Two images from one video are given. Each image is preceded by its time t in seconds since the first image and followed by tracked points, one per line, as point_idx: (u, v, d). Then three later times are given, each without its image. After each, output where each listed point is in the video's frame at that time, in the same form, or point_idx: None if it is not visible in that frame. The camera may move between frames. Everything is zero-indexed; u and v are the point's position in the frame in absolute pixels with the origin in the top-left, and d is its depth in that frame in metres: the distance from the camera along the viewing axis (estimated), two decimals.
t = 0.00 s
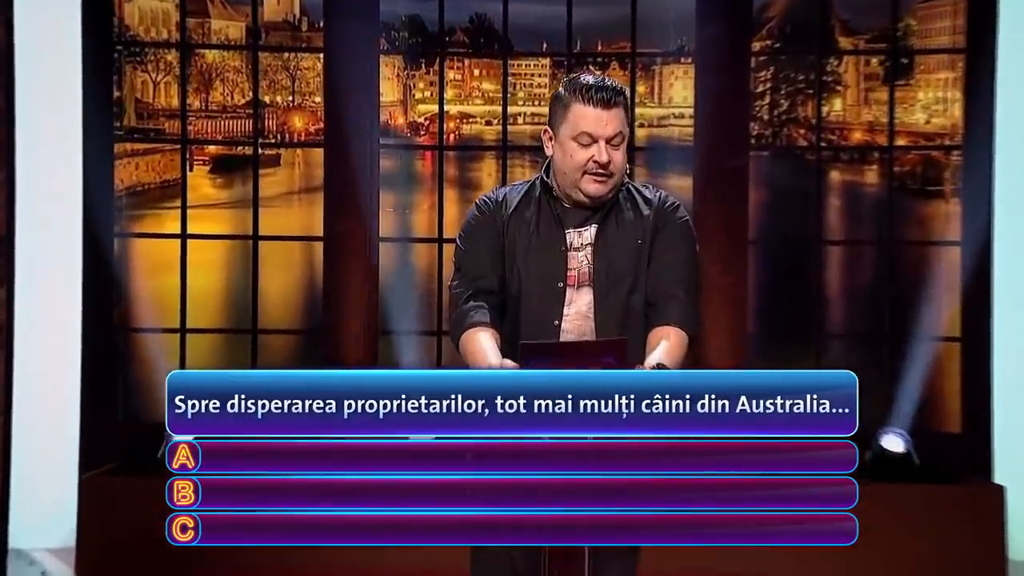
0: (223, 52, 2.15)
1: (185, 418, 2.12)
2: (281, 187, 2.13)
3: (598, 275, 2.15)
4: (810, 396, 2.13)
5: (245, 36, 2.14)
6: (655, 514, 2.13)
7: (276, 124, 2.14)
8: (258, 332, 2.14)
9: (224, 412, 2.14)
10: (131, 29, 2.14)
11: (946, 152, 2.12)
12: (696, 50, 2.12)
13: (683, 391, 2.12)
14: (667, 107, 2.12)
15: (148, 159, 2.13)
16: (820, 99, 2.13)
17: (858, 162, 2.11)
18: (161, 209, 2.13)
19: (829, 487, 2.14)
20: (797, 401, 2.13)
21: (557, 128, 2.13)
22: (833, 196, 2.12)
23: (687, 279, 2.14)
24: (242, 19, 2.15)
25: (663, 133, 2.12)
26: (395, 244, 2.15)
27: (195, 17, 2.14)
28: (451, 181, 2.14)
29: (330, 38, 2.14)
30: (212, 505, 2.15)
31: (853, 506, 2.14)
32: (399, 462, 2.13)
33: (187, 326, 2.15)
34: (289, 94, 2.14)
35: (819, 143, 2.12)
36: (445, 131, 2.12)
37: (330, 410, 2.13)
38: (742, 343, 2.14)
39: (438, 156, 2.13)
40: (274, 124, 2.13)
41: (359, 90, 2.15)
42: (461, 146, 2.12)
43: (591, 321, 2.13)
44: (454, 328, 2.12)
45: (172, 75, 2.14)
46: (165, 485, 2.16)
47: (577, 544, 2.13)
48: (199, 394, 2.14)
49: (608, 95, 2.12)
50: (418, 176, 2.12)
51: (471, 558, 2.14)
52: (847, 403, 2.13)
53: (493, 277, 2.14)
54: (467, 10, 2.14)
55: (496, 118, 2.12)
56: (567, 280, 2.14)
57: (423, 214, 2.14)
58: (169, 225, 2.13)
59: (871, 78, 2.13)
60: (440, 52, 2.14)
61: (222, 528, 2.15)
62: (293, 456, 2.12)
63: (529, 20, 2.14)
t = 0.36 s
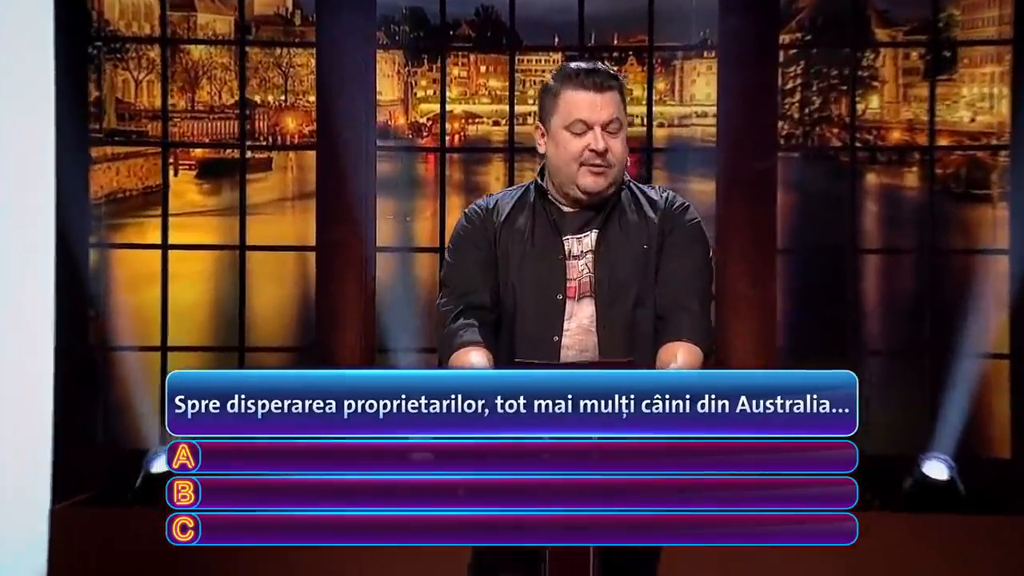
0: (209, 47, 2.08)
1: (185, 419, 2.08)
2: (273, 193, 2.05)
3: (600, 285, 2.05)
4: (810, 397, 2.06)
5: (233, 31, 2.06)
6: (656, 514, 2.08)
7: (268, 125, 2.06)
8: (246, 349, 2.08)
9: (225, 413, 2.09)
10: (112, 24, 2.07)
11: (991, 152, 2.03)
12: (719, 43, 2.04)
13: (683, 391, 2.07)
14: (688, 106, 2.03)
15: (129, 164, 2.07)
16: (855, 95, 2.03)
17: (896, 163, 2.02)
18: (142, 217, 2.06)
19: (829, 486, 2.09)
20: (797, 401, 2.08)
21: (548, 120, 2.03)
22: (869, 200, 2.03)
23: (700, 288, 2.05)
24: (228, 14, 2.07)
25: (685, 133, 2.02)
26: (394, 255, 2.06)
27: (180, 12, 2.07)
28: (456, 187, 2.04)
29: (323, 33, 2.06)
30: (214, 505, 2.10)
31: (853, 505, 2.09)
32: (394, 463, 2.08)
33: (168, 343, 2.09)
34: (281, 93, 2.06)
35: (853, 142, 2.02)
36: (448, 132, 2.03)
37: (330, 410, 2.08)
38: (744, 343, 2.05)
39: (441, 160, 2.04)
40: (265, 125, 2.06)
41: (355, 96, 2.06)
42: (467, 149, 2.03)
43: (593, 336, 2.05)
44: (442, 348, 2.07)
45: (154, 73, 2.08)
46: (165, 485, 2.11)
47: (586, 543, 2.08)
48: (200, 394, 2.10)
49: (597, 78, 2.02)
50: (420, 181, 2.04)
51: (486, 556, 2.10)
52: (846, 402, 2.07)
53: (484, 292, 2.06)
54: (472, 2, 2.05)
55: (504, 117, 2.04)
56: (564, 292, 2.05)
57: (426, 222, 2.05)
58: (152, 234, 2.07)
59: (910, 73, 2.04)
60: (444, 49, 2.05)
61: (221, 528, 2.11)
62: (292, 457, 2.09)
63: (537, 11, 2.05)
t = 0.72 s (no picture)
0: (177, 38, 1.89)
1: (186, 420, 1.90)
2: (245, 196, 1.87)
3: (580, 293, 1.86)
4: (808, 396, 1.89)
5: (200, 21, 1.88)
6: (653, 513, 1.90)
7: (238, 123, 1.87)
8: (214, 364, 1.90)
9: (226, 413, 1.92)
10: (69, 12, 1.89)
11: (1017, 152, 1.85)
12: (725, 35, 1.87)
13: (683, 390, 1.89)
14: (691, 102, 1.85)
15: (89, 165, 1.88)
16: (869, 91, 1.85)
17: (916, 163, 1.83)
18: (101, 222, 1.88)
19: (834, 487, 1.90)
20: (796, 401, 1.90)
21: (510, 121, 1.86)
22: (886, 204, 1.84)
23: (689, 290, 1.87)
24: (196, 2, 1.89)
25: (688, 131, 1.85)
26: (372, 262, 1.89)
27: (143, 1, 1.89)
28: (441, 189, 1.87)
29: (295, 22, 1.88)
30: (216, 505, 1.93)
31: (854, 506, 1.90)
32: (372, 462, 1.91)
33: (130, 359, 1.91)
34: (253, 88, 1.88)
35: (869, 142, 1.84)
36: (432, 131, 1.85)
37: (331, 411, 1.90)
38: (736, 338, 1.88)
39: (425, 160, 1.85)
40: (235, 122, 1.86)
41: (332, 93, 1.88)
42: (454, 148, 1.86)
43: (576, 349, 1.86)
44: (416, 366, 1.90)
45: (116, 67, 1.90)
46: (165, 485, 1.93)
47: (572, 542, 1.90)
48: (200, 393, 1.91)
49: (558, 72, 1.85)
50: (403, 182, 1.86)
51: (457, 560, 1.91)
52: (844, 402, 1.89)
53: (457, 310, 1.88)
54: None
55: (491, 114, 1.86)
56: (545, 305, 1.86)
57: (410, 227, 1.88)
58: (111, 240, 1.89)
59: (930, 67, 1.84)
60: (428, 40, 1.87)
61: (223, 529, 1.93)
62: (297, 458, 1.91)
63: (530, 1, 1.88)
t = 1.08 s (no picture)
0: (157, 32, 1.76)
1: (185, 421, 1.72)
2: (230, 198, 1.75)
3: (579, 308, 1.64)
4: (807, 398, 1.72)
5: (180, 13, 1.75)
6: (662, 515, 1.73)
7: (221, 121, 1.74)
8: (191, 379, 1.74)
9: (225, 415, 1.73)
10: (43, 5, 1.76)
11: None
12: (735, 27, 1.74)
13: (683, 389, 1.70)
14: (699, 99, 1.72)
15: (62, 165, 1.75)
16: (889, 86, 1.71)
17: (938, 163, 1.70)
18: (77, 225, 1.76)
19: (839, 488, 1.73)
20: (795, 402, 1.73)
21: (501, 123, 1.68)
22: (906, 207, 1.71)
23: (695, 306, 1.66)
24: None
25: (698, 129, 1.73)
26: (362, 269, 1.77)
27: None
28: (436, 191, 1.75)
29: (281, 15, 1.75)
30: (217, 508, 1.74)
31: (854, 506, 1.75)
32: (356, 463, 1.72)
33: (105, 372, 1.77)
34: (237, 84, 1.74)
35: (888, 140, 1.71)
36: (426, 130, 1.74)
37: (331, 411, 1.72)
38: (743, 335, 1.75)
39: (421, 160, 1.74)
40: (218, 121, 1.74)
41: (319, 89, 1.74)
42: (450, 148, 1.74)
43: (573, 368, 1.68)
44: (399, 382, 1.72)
45: (91, 62, 1.75)
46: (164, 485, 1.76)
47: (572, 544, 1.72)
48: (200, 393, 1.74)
49: (553, 71, 1.63)
50: (395, 183, 1.75)
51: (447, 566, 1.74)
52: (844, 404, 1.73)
53: (444, 325, 1.69)
54: None
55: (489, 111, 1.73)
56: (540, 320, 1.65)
57: (404, 231, 1.75)
58: (86, 245, 1.76)
59: (953, 61, 1.72)
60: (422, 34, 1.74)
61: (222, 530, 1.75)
62: (297, 459, 1.72)
63: None
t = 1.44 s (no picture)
0: (137, 25, 1.67)
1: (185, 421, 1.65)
2: (214, 196, 1.66)
3: (578, 317, 1.56)
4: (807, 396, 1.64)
5: (161, 5, 1.66)
6: (669, 514, 1.64)
7: (205, 117, 1.66)
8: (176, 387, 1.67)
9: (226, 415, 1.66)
10: None
11: None
12: (739, 19, 1.66)
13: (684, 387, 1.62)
14: (701, 94, 1.64)
15: (39, 162, 1.66)
16: (900, 81, 1.63)
17: (950, 160, 1.62)
18: (55, 226, 1.67)
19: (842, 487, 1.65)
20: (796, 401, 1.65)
21: (526, 115, 1.57)
22: (916, 205, 1.62)
23: (699, 319, 1.60)
24: None
25: (699, 126, 1.64)
26: (350, 271, 1.68)
27: None
28: (429, 190, 1.66)
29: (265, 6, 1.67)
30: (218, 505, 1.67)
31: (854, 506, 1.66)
32: (350, 464, 1.64)
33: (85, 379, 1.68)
34: (221, 79, 1.66)
35: (897, 137, 1.62)
36: (417, 126, 1.66)
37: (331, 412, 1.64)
38: (746, 334, 1.66)
39: (412, 159, 1.66)
40: (202, 117, 1.65)
41: (308, 84, 1.66)
42: (443, 146, 1.66)
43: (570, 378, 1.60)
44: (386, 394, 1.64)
45: (68, 55, 1.67)
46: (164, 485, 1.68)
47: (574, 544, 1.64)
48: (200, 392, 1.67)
49: (592, 69, 1.56)
50: (386, 183, 1.66)
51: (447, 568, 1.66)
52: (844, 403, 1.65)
53: (434, 331, 1.60)
54: None
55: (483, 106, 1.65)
56: (536, 327, 1.58)
57: (395, 232, 1.66)
58: (64, 246, 1.67)
59: (964, 54, 1.63)
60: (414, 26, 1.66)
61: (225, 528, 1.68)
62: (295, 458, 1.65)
63: None
